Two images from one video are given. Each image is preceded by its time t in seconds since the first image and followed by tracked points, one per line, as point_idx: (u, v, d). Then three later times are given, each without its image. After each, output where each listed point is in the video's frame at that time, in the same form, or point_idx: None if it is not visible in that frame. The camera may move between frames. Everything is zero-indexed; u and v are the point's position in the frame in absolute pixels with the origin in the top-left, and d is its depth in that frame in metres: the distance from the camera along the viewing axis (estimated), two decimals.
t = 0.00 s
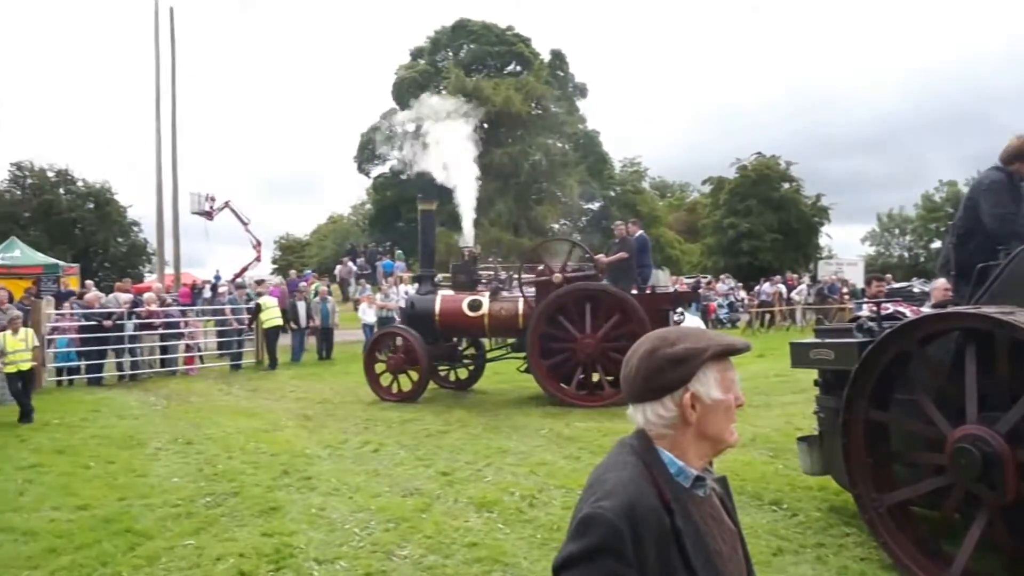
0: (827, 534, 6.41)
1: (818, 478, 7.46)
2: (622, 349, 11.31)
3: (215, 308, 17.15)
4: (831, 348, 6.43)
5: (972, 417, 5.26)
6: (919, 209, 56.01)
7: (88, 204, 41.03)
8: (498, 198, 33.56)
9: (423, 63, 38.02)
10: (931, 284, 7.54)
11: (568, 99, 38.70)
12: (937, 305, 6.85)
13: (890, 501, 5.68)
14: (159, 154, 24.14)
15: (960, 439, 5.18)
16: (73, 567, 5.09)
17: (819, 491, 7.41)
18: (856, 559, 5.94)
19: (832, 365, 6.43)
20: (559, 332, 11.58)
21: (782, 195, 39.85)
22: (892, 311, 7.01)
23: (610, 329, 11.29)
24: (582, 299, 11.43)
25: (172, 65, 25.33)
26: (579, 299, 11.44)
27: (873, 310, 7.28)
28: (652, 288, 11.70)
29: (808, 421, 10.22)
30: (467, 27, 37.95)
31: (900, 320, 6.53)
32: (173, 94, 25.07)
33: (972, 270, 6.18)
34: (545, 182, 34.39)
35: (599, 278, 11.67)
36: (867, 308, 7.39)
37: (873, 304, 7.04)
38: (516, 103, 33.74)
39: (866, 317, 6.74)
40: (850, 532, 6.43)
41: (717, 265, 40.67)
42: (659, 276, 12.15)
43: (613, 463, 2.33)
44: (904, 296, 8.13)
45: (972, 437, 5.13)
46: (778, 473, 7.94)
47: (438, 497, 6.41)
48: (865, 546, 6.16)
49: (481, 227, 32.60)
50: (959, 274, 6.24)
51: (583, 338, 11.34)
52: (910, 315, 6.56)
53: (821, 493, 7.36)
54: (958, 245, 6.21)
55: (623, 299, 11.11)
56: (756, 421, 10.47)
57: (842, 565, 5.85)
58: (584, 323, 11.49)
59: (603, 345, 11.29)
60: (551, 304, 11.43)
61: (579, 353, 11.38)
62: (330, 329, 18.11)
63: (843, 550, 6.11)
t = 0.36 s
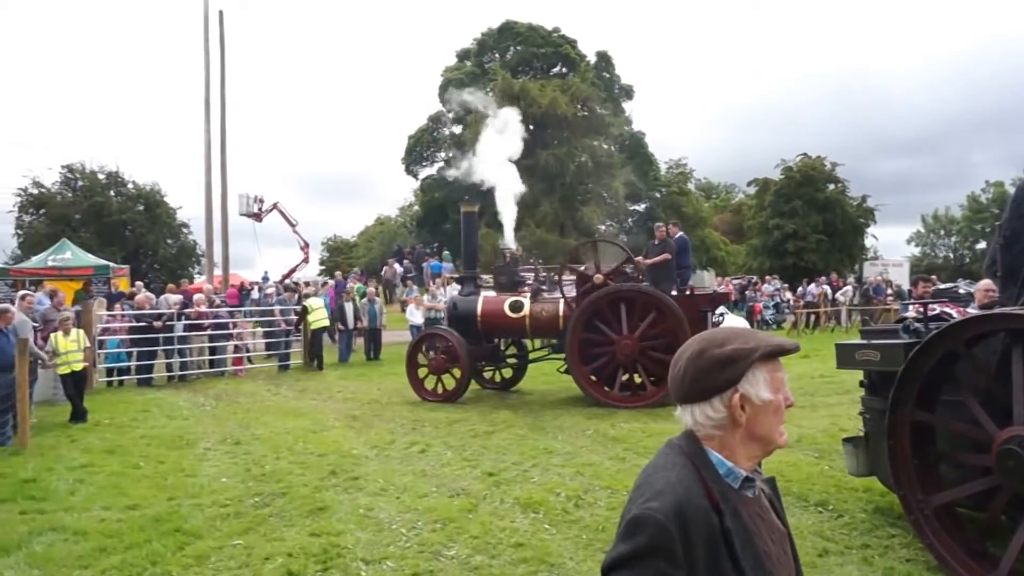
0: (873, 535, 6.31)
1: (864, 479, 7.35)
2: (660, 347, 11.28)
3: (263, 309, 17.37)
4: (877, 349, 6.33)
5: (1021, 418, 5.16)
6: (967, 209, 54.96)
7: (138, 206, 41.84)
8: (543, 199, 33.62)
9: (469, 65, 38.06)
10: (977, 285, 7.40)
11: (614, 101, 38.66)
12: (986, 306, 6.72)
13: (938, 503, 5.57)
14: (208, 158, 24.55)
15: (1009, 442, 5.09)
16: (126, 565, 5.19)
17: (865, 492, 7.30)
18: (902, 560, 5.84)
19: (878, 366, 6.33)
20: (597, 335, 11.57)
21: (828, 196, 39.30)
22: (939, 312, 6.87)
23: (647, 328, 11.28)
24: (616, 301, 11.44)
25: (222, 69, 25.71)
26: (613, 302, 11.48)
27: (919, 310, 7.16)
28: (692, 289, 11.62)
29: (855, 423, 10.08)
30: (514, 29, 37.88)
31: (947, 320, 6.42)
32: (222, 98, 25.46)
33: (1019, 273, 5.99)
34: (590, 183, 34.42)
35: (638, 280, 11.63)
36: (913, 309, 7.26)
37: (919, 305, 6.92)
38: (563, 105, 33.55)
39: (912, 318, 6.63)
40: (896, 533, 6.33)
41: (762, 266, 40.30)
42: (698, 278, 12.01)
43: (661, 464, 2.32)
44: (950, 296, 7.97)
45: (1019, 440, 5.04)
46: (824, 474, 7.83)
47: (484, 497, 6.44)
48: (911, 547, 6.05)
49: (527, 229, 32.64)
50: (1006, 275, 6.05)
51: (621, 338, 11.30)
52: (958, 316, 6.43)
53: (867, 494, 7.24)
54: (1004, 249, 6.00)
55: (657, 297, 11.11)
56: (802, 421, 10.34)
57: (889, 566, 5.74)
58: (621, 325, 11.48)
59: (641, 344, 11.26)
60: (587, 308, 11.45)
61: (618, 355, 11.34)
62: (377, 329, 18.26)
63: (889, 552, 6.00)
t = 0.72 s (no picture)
0: (885, 536, 6.28)
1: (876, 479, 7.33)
2: (667, 344, 11.24)
3: (275, 309, 17.42)
4: (889, 350, 6.29)
5: None
6: (979, 209, 54.72)
7: (151, 207, 42.02)
8: (554, 200, 33.64)
9: (480, 66, 38.04)
10: (992, 285, 7.37)
11: (626, 102, 38.65)
12: (999, 306, 6.68)
13: (949, 504, 5.55)
14: (221, 158, 24.63)
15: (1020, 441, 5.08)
16: (139, 564, 5.21)
17: (877, 493, 7.26)
18: (914, 562, 5.81)
19: (891, 367, 6.29)
20: (603, 338, 11.53)
21: (839, 196, 39.09)
22: (951, 313, 6.83)
23: (653, 326, 11.25)
24: (619, 303, 11.42)
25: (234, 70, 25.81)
26: (616, 304, 11.44)
27: (932, 310, 7.12)
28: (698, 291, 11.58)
29: (867, 423, 10.04)
30: (525, 30, 38.05)
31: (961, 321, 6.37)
32: (234, 99, 25.54)
33: None
34: (602, 184, 34.46)
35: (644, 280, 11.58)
36: (927, 309, 7.22)
37: (932, 305, 6.88)
38: (574, 105, 33.54)
39: (924, 319, 6.59)
40: (908, 534, 6.30)
41: (773, 267, 40.22)
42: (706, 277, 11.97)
43: (674, 465, 2.31)
44: (963, 296, 7.93)
45: None
46: (836, 475, 7.81)
47: (496, 497, 6.44)
48: (924, 549, 6.01)
49: (538, 230, 32.61)
50: (1019, 276, 5.98)
51: (627, 339, 11.27)
52: (971, 317, 6.40)
53: (879, 495, 7.21)
54: (1018, 246, 5.92)
55: (660, 295, 11.08)
56: (814, 422, 10.31)
57: (901, 568, 5.72)
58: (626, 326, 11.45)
59: (648, 343, 11.23)
60: (590, 313, 11.43)
61: (625, 356, 11.30)
62: (388, 330, 18.29)
63: (901, 553, 5.97)
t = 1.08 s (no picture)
0: (886, 537, 6.27)
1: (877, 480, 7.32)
2: (661, 342, 11.25)
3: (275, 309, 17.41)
4: (890, 350, 6.28)
5: None
6: (981, 209, 54.61)
7: (151, 207, 41.98)
8: (554, 200, 33.60)
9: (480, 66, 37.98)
10: (993, 286, 7.36)
11: (625, 102, 38.62)
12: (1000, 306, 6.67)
13: (950, 505, 5.54)
14: (220, 158, 24.59)
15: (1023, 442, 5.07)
16: (138, 563, 5.19)
17: (878, 494, 7.25)
18: (915, 563, 5.80)
19: (892, 367, 6.27)
20: (597, 341, 11.51)
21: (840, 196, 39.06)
22: (953, 313, 6.82)
23: (646, 326, 11.25)
24: (610, 305, 11.41)
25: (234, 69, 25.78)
26: (608, 306, 11.43)
27: (933, 311, 7.11)
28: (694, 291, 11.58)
29: (868, 424, 10.02)
30: (525, 30, 38.00)
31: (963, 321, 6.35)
32: (233, 98, 25.52)
33: None
34: (601, 184, 34.47)
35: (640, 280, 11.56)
36: (928, 309, 7.21)
37: (933, 305, 6.87)
38: (573, 105, 33.49)
39: (926, 319, 6.58)
40: (910, 535, 6.29)
41: (774, 267, 40.22)
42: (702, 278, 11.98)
43: (676, 464, 2.30)
44: (964, 296, 7.92)
45: None
46: (836, 476, 7.79)
47: (495, 498, 6.43)
48: (925, 550, 6.01)
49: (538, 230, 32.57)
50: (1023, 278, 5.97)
51: (622, 340, 11.26)
52: (973, 317, 6.39)
53: (880, 496, 7.20)
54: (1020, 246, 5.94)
55: (651, 294, 11.10)
56: (814, 422, 10.29)
57: (902, 569, 5.71)
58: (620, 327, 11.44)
59: (642, 342, 11.22)
60: (583, 316, 11.41)
61: (620, 357, 11.29)
62: (387, 330, 18.28)
63: (902, 554, 5.97)
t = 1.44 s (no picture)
0: (884, 538, 6.29)
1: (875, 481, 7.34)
2: (656, 340, 11.27)
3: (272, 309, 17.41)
4: (890, 351, 6.30)
5: None
6: (980, 209, 54.65)
7: (149, 207, 41.94)
8: (550, 200, 33.62)
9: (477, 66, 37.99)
10: (993, 286, 7.39)
11: (622, 102, 38.65)
12: (1001, 307, 6.70)
13: (949, 506, 5.56)
14: (218, 159, 24.58)
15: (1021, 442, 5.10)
16: (136, 562, 5.20)
17: (877, 495, 7.28)
18: (914, 565, 5.82)
19: (891, 368, 6.30)
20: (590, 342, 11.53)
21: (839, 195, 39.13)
22: (953, 314, 6.85)
23: (639, 325, 11.27)
24: (601, 305, 11.43)
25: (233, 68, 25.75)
26: (599, 307, 11.45)
27: (933, 311, 7.14)
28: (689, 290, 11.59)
29: (866, 424, 10.04)
30: (522, 30, 38.02)
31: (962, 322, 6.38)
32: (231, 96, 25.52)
33: None
34: (599, 184, 34.53)
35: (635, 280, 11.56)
36: (927, 309, 7.24)
37: (933, 306, 6.90)
38: (569, 105, 33.49)
39: (925, 320, 6.61)
40: (909, 536, 6.31)
41: (772, 266, 40.31)
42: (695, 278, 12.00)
43: (676, 465, 2.32)
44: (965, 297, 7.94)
45: None
46: (834, 476, 7.82)
47: (492, 498, 6.44)
48: (924, 552, 6.03)
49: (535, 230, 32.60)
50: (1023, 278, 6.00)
51: (616, 340, 11.28)
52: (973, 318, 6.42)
53: (879, 497, 7.22)
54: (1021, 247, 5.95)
55: (641, 293, 11.12)
56: (813, 423, 10.32)
57: (901, 570, 5.73)
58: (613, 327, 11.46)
59: (637, 340, 11.24)
60: (575, 317, 11.43)
61: (616, 357, 11.31)
62: (384, 330, 18.29)
63: (902, 555, 5.99)
